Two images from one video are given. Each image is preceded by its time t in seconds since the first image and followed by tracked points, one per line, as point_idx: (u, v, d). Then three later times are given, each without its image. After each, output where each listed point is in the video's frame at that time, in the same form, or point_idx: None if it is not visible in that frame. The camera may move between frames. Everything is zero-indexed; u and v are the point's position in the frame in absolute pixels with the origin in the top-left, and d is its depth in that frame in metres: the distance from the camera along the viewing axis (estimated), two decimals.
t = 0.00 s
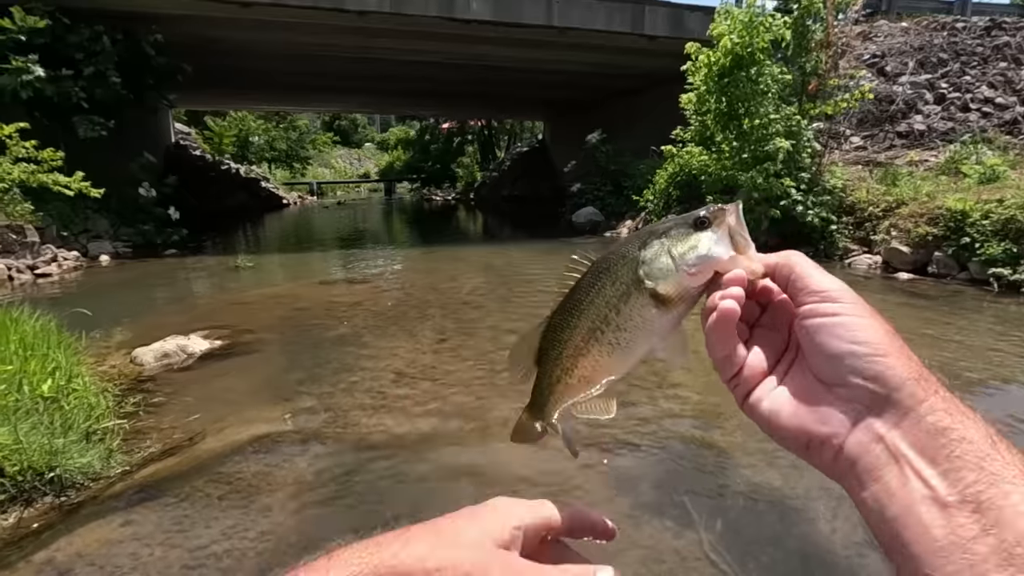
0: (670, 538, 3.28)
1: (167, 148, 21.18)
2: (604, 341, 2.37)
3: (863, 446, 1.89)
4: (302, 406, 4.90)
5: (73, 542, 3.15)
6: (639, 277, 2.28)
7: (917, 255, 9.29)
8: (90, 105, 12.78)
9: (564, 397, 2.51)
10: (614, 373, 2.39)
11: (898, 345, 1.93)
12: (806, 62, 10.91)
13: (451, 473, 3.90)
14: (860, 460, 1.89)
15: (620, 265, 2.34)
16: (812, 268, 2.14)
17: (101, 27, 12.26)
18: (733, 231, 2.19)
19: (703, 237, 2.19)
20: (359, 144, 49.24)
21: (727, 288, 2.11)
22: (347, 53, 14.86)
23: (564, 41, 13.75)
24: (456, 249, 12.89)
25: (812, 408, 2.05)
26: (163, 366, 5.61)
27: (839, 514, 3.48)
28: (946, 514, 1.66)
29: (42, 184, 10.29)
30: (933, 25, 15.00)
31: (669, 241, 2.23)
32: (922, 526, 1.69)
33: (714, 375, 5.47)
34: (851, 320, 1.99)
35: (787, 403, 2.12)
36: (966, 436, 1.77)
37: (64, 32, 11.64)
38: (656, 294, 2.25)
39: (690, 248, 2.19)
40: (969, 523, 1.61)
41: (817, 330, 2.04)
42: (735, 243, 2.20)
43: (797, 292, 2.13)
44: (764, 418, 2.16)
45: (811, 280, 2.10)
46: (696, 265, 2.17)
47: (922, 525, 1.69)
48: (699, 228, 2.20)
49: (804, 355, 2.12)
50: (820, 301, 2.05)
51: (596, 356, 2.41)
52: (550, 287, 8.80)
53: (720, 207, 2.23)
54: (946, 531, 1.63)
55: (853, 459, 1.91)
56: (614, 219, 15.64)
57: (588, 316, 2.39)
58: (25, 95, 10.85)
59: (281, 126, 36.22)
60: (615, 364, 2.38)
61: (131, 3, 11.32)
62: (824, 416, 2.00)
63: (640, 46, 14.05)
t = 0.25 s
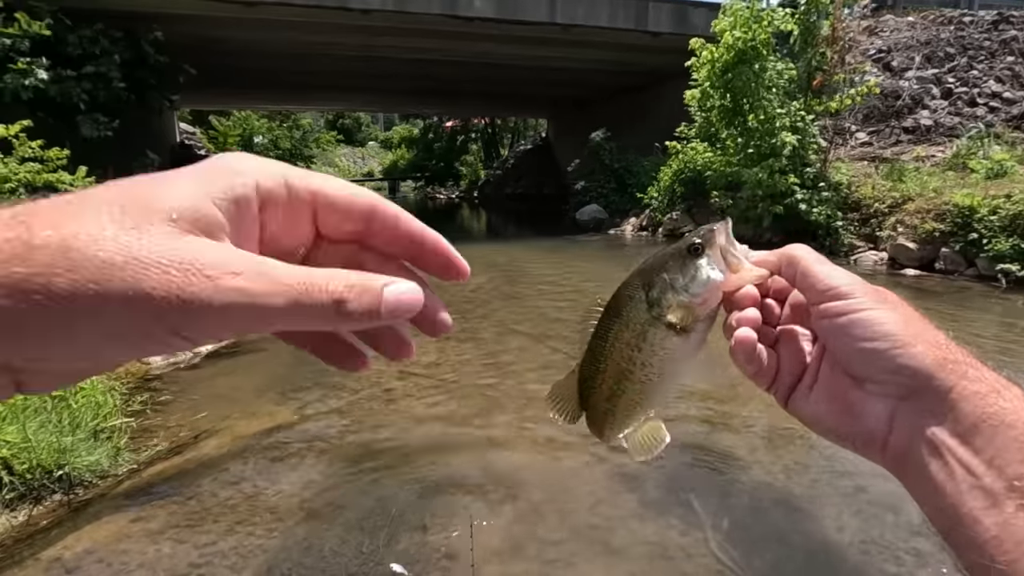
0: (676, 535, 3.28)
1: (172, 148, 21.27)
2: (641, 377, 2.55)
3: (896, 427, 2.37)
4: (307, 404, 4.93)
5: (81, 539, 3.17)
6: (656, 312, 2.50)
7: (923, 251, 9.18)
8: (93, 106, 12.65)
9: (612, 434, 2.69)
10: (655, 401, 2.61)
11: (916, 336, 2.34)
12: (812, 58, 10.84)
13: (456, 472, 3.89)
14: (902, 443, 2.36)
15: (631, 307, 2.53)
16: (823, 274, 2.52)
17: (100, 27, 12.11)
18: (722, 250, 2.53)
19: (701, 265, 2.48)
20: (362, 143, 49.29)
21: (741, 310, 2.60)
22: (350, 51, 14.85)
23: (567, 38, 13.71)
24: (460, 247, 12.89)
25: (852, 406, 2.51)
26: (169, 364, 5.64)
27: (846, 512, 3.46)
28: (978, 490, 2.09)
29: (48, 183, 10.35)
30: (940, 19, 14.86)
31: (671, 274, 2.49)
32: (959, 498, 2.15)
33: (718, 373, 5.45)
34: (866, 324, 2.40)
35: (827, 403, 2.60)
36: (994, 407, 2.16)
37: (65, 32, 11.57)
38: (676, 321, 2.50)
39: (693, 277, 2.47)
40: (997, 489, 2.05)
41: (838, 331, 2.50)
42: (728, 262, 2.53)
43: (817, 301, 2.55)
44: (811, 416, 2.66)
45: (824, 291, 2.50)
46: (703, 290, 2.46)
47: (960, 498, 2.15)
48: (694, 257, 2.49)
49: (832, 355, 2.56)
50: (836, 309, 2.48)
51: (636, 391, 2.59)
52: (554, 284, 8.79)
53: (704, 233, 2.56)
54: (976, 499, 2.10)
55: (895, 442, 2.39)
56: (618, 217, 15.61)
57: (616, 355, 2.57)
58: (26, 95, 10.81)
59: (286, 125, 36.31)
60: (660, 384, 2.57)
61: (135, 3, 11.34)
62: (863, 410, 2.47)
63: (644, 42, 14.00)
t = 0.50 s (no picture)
0: (683, 532, 3.28)
1: (175, 148, 21.35)
2: (640, 327, 2.37)
3: (901, 396, 2.07)
4: (314, 403, 4.95)
5: (92, 537, 3.20)
6: (669, 255, 2.26)
7: (928, 248, 9.14)
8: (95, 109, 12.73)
9: (600, 391, 2.54)
10: (651, 358, 2.43)
11: (925, 301, 2.12)
12: (816, 54, 10.83)
13: (463, 469, 3.91)
14: (901, 408, 2.06)
15: (645, 248, 2.32)
16: (835, 229, 2.27)
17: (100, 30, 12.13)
18: (755, 199, 2.19)
19: (728, 209, 2.17)
20: (365, 142, 49.36)
21: (761, 257, 2.19)
22: (353, 50, 14.85)
23: (570, 36, 13.69)
24: (463, 246, 12.91)
25: (847, 369, 2.21)
26: (176, 364, 5.67)
27: (853, 509, 3.46)
28: (989, 459, 1.83)
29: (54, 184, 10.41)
30: (945, 15, 14.74)
31: (692, 215, 2.20)
32: (965, 466, 1.87)
33: (724, 370, 5.45)
34: (881, 280, 2.14)
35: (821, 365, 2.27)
36: (1001, 380, 1.96)
37: (63, 34, 11.57)
38: (688, 269, 2.24)
39: (716, 220, 2.16)
40: (1011, 457, 1.79)
41: (847, 288, 2.20)
42: (760, 210, 2.20)
43: (823, 255, 2.27)
44: (799, 378, 2.31)
45: (835, 243, 2.23)
46: (727, 235, 2.16)
47: (966, 466, 1.87)
48: (721, 202, 2.19)
49: (833, 315, 2.26)
50: (843, 262, 2.20)
51: (632, 343, 2.41)
52: (557, 282, 8.79)
53: (738, 177, 2.22)
54: (987, 468, 1.82)
55: (892, 409, 2.08)
56: (621, 215, 15.61)
57: (618, 302, 2.39)
58: (27, 101, 10.98)
59: (289, 125, 36.39)
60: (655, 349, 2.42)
61: (138, 4, 11.38)
62: (861, 372, 2.18)
63: (647, 40, 13.97)
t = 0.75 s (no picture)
0: (685, 530, 3.27)
1: (179, 148, 21.40)
2: (622, 332, 2.36)
3: (884, 386, 2.07)
4: (317, 402, 4.96)
5: (96, 535, 3.22)
6: (645, 257, 2.25)
7: (933, 245, 9.13)
8: (97, 112, 12.73)
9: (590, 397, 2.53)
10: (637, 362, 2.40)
11: (903, 291, 2.12)
12: (821, 50, 10.73)
13: (465, 468, 3.91)
14: (882, 398, 2.07)
15: (623, 252, 2.32)
16: (812, 222, 2.25)
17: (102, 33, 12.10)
18: (727, 196, 2.16)
19: (701, 208, 2.14)
20: (367, 141, 49.40)
21: (739, 253, 2.17)
22: (354, 49, 14.84)
23: (572, 34, 13.65)
24: (466, 245, 12.90)
25: (828, 361, 2.21)
26: (179, 362, 5.69)
27: (856, 507, 3.44)
28: (970, 447, 1.85)
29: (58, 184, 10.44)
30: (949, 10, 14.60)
31: (665, 216, 2.19)
32: (945, 455, 1.89)
33: (726, 368, 5.44)
34: (860, 273, 2.13)
35: (805, 358, 2.27)
36: (979, 367, 1.98)
37: (67, 38, 11.63)
38: (666, 271, 2.22)
39: (689, 220, 2.14)
40: (991, 445, 1.82)
41: (827, 281, 2.19)
42: (734, 208, 2.17)
43: (801, 248, 2.25)
44: (781, 371, 2.31)
45: (813, 236, 2.21)
46: (701, 235, 2.13)
47: (946, 455, 1.89)
48: (694, 202, 2.16)
49: (813, 308, 2.25)
50: (822, 255, 2.19)
51: (616, 348, 2.40)
52: (560, 281, 8.79)
53: (709, 176, 2.19)
54: (968, 456, 1.84)
55: (874, 400, 2.09)
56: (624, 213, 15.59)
57: (599, 308, 2.39)
58: (28, 108, 10.99)
59: (292, 124, 36.46)
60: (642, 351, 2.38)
61: (141, 5, 11.40)
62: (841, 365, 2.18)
63: (649, 37, 13.92)
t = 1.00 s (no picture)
0: (687, 529, 3.26)
1: (182, 147, 21.44)
2: (620, 317, 2.35)
3: (882, 378, 2.05)
4: (319, 400, 4.96)
5: (98, 534, 3.23)
6: (646, 241, 2.24)
7: (937, 243, 9.06)
8: (101, 113, 12.77)
9: (585, 383, 2.52)
10: (633, 350, 2.40)
11: (904, 283, 2.11)
12: (824, 47, 10.71)
13: (466, 466, 3.91)
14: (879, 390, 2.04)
15: (623, 237, 2.30)
16: (813, 211, 2.25)
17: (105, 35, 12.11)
18: (731, 180, 2.15)
19: (704, 192, 2.12)
20: (370, 140, 49.42)
21: (742, 237, 2.14)
22: (356, 48, 14.84)
23: (574, 32, 13.60)
24: (468, 243, 12.89)
25: (825, 352, 2.18)
26: (182, 361, 5.70)
27: (859, 506, 3.43)
28: (969, 441, 1.81)
29: (61, 184, 10.47)
30: (954, 6, 14.44)
31: (668, 200, 2.18)
32: (943, 449, 1.85)
33: (729, 366, 5.42)
34: (860, 264, 2.12)
35: (800, 348, 2.24)
36: (980, 362, 1.95)
37: (69, 40, 11.63)
38: (668, 256, 2.20)
39: (692, 204, 2.12)
40: (990, 439, 1.77)
41: (826, 270, 2.17)
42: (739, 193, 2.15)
43: (801, 238, 2.25)
44: (776, 362, 2.28)
45: (814, 224, 2.21)
46: (704, 218, 2.10)
47: (944, 448, 1.84)
48: (697, 185, 2.15)
49: (812, 299, 2.24)
50: (821, 244, 2.18)
51: (614, 334, 2.39)
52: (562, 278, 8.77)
53: (713, 161, 2.18)
54: (966, 449, 1.80)
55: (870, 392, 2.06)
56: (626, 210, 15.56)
57: (597, 293, 2.38)
58: (31, 109, 11.07)
59: (295, 123, 36.50)
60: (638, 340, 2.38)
61: (143, 5, 11.41)
62: (839, 355, 2.14)
63: (652, 34, 13.86)
